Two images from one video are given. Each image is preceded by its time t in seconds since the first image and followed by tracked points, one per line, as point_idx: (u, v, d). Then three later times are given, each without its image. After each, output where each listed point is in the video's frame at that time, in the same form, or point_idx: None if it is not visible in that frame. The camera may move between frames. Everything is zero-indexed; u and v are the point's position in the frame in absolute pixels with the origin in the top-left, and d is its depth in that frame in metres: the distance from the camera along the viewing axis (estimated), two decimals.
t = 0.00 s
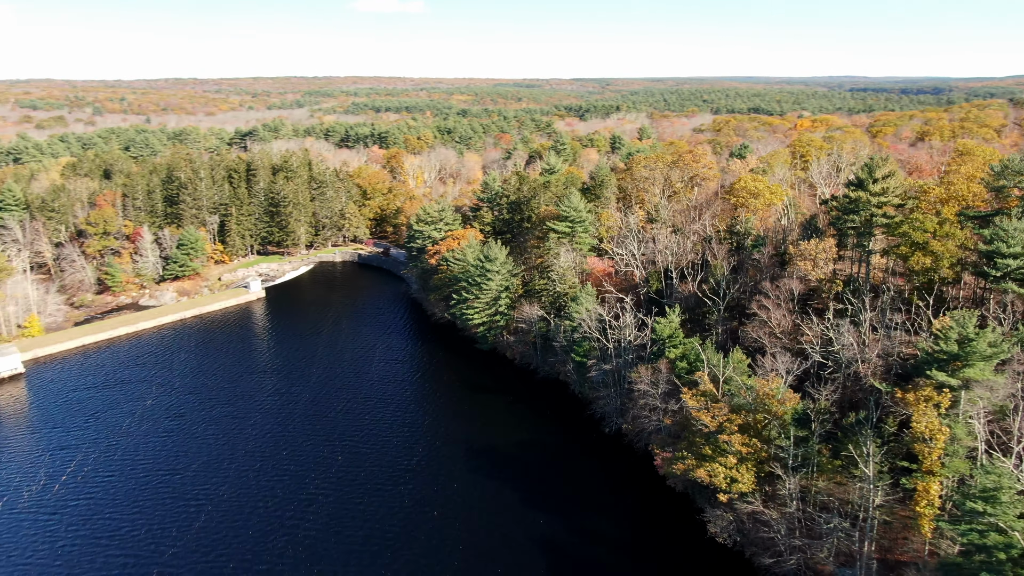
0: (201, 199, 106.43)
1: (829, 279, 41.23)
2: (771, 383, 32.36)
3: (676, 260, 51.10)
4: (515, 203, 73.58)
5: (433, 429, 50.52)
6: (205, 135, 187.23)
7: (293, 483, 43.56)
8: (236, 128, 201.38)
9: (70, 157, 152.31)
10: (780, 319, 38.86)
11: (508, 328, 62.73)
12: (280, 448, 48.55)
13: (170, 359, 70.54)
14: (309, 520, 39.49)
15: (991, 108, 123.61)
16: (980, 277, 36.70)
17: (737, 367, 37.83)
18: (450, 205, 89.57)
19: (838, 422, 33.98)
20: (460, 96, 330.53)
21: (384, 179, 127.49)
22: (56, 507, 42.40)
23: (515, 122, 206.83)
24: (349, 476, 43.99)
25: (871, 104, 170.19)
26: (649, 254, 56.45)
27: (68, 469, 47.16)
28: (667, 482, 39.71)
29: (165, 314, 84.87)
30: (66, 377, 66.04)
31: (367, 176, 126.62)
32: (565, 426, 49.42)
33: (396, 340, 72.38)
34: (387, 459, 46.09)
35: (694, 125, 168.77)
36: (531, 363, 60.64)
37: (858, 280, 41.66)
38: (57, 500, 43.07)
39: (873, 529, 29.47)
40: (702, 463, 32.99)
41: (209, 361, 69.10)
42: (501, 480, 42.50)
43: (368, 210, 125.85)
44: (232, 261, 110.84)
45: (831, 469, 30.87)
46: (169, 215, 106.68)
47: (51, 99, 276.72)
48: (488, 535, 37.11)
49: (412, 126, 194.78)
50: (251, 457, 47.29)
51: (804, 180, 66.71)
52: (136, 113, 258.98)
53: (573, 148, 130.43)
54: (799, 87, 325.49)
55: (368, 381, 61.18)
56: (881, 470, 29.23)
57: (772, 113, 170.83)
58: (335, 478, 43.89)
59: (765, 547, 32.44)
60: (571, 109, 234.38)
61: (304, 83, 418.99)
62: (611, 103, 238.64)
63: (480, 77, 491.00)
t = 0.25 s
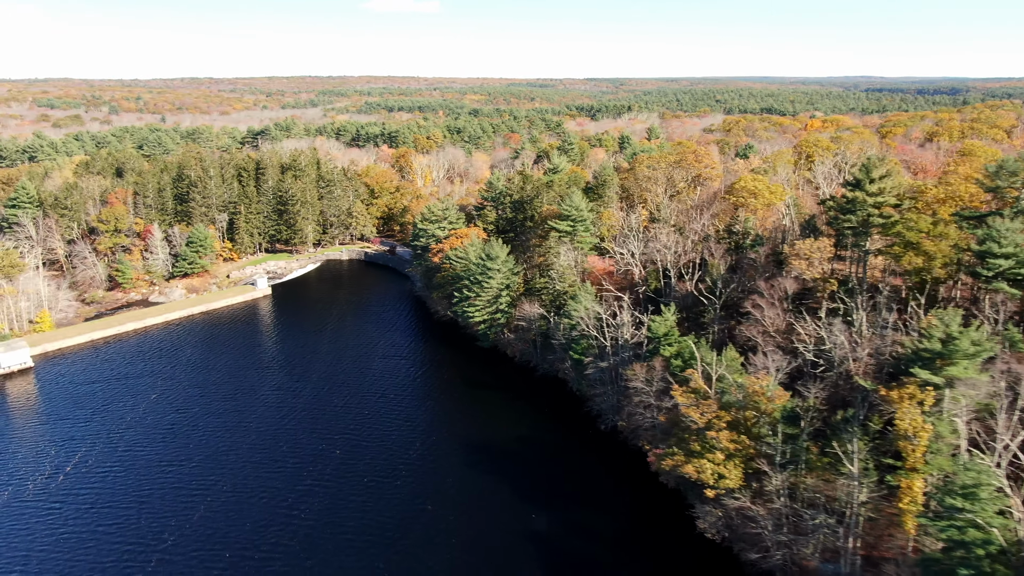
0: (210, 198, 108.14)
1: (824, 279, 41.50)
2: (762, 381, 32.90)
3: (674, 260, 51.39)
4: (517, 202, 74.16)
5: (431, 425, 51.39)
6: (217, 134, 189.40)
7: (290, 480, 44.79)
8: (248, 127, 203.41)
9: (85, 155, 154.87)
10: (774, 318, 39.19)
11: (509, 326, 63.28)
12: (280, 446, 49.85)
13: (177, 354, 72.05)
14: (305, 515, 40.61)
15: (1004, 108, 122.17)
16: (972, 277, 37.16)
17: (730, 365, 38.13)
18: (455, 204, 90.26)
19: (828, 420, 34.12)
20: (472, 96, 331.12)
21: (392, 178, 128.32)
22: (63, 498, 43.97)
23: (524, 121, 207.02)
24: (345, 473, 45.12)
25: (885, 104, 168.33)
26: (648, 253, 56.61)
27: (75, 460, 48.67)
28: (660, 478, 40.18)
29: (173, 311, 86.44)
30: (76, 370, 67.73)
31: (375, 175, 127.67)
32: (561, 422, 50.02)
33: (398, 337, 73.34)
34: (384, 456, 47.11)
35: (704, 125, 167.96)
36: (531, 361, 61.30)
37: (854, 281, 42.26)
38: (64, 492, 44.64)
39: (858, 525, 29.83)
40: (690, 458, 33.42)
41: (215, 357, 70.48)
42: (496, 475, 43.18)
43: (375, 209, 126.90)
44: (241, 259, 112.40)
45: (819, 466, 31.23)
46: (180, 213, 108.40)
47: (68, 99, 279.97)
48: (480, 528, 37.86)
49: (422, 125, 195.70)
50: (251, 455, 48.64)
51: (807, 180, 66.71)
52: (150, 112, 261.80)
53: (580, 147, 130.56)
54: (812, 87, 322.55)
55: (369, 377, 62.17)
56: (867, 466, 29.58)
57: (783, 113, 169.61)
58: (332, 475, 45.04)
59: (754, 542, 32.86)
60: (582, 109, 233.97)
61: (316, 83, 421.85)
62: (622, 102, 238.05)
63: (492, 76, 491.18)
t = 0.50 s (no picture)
0: (205, 197, 108.58)
1: (805, 277, 42.05)
2: (740, 378, 33.59)
3: (660, 259, 51.79)
4: (508, 202, 74.52)
5: (418, 422, 51.85)
6: (216, 134, 189.90)
7: (277, 477, 45.25)
8: (247, 127, 203.71)
9: (83, 155, 155.34)
10: (754, 316, 39.72)
11: (497, 324, 63.62)
12: (268, 442, 50.26)
13: (169, 351, 72.50)
14: (291, 512, 41.08)
15: (999, 109, 122.36)
16: (949, 275, 37.53)
17: (710, 363, 38.24)
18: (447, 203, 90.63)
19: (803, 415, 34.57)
20: (472, 96, 331.17)
21: (387, 177, 128.56)
22: (52, 492, 44.45)
23: (522, 121, 207.25)
24: (332, 470, 45.58)
25: (883, 104, 167.92)
26: (635, 252, 56.85)
27: (65, 455, 49.15)
28: (641, 473, 40.63)
29: (166, 309, 86.80)
30: (69, 367, 68.21)
31: (370, 175, 127.97)
32: (546, 419, 50.51)
33: (389, 335, 73.79)
34: (370, 452, 47.54)
35: (701, 125, 167.81)
36: (519, 359, 61.78)
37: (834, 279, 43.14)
38: (53, 486, 45.11)
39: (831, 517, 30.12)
40: (667, 454, 33.82)
41: (206, 354, 70.91)
42: (480, 470, 43.71)
43: (370, 209, 127.20)
44: (236, 258, 112.76)
45: (795, 460, 31.68)
46: (175, 212, 108.79)
47: (68, 98, 279.95)
48: (462, 524, 38.31)
49: (420, 125, 195.80)
50: (240, 450, 49.08)
51: (796, 180, 67.07)
52: (150, 112, 262.15)
53: (576, 147, 130.80)
54: (811, 87, 322.19)
55: (359, 375, 62.60)
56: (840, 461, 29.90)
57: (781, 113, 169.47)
58: (319, 471, 45.50)
59: (730, 536, 33.17)
60: (581, 109, 233.85)
61: (316, 83, 422.05)
62: (621, 102, 238.06)
63: (493, 76, 490.59)
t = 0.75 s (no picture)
0: (199, 197, 108.83)
1: (785, 275, 42.35)
2: (717, 374, 33.59)
3: (644, 258, 52.21)
4: (499, 201, 74.81)
5: (404, 419, 52.22)
6: (213, 134, 189.97)
7: (263, 473, 45.57)
8: (244, 127, 203.79)
9: (79, 154, 155.31)
10: (734, 313, 40.10)
11: (485, 322, 63.98)
12: (255, 438, 50.59)
13: (160, 349, 72.79)
14: (275, 509, 41.43)
15: (993, 108, 122.47)
16: (925, 273, 38.15)
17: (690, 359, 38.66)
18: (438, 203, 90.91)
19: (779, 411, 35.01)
20: (471, 96, 330.89)
21: (381, 177, 128.68)
22: (39, 488, 44.74)
23: (519, 121, 207.32)
24: (317, 467, 45.93)
25: (880, 104, 167.69)
26: (621, 251, 57.30)
27: (53, 452, 49.44)
28: (622, 469, 41.04)
29: (158, 308, 87.00)
30: (59, 365, 68.47)
31: (364, 174, 128.10)
32: (531, 416, 50.94)
33: (379, 333, 74.17)
34: (356, 449, 47.90)
35: (697, 125, 167.78)
36: (507, 357, 62.20)
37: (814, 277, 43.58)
38: (40, 482, 45.41)
39: (804, 512, 30.55)
40: (645, 449, 34.14)
41: (197, 352, 71.20)
42: (464, 466, 44.12)
43: (364, 208, 127.36)
44: (230, 257, 112.97)
45: (771, 456, 32.06)
46: (169, 212, 108.98)
47: (66, 98, 279.64)
48: (444, 520, 38.69)
49: (416, 125, 195.76)
50: (226, 447, 49.37)
51: (784, 179, 67.35)
52: (149, 112, 262.35)
53: (570, 147, 130.92)
54: (813, 87, 320.05)
55: (347, 373, 62.95)
56: (813, 456, 30.31)
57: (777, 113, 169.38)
58: (304, 468, 45.82)
59: (707, 531, 33.56)
60: (579, 109, 233.63)
61: (315, 83, 421.65)
62: (619, 102, 237.90)
63: (492, 76, 489.55)
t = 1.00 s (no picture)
0: (193, 196, 109.01)
1: (766, 273, 42.74)
2: (695, 371, 33.89)
3: (629, 257, 52.57)
4: (489, 200, 75.15)
5: (390, 416, 52.64)
6: (210, 134, 189.88)
7: (249, 468, 45.90)
8: (241, 127, 203.62)
9: (75, 154, 155.07)
10: (714, 312, 40.46)
11: (474, 321, 64.34)
12: (243, 434, 50.93)
13: (151, 347, 73.12)
14: (260, 503, 41.76)
15: (987, 109, 122.50)
16: (902, 271, 38.67)
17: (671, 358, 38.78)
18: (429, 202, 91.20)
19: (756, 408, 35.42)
20: (470, 96, 330.62)
21: (375, 177, 128.78)
22: (26, 483, 45.00)
23: (515, 121, 207.28)
24: (303, 462, 46.27)
25: (877, 104, 167.56)
26: (607, 250, 57.64)
27: (41, 447, 49.72)
28: (604, 465, 41.45)
29: (150, 306, 87.14)
30: (50, 363, 68.73)
31: (358, 174, 128.21)
32: (516, 413, 51.42)
33: (369, 331, 74.58)
34: (342, 445, 48.30)
35: (693, 125, 167.72)
36: (494, 355, 62.64)
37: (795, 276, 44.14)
38: (27, 477, 45.69)
39: (778, 507, 30.94)
40: (622, 445, 34.54)
41: (188, 350, 71.55)
42: (449, 462, 44.51)
43: (358, 208, 127.51)
44: (224, 256, 113.10)
45: (748, 452, 32.44)
46: (164, 211, 109.11)
47: (65, 98, 279.25)
48: (427, 514, 39.06)
49: (412, 125, 195.63)
50: (214, 443, 49.72)
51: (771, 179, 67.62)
52: (149, 111, 262.69)
53: (565, 147, 131.03)
54: (811, 87, 320.17)
55: (336, 370, 63.38)
56: (787, 451, 30.67)
57: (773, 114, 169.32)
58: (290, 463, 46.17)
59: (684, 526, 33.89)
60: (576, 109, 233.47)
61: (313, 83, 421.17)
62: (616, 102, 237.72)
63: (491, 76, 488.69)
